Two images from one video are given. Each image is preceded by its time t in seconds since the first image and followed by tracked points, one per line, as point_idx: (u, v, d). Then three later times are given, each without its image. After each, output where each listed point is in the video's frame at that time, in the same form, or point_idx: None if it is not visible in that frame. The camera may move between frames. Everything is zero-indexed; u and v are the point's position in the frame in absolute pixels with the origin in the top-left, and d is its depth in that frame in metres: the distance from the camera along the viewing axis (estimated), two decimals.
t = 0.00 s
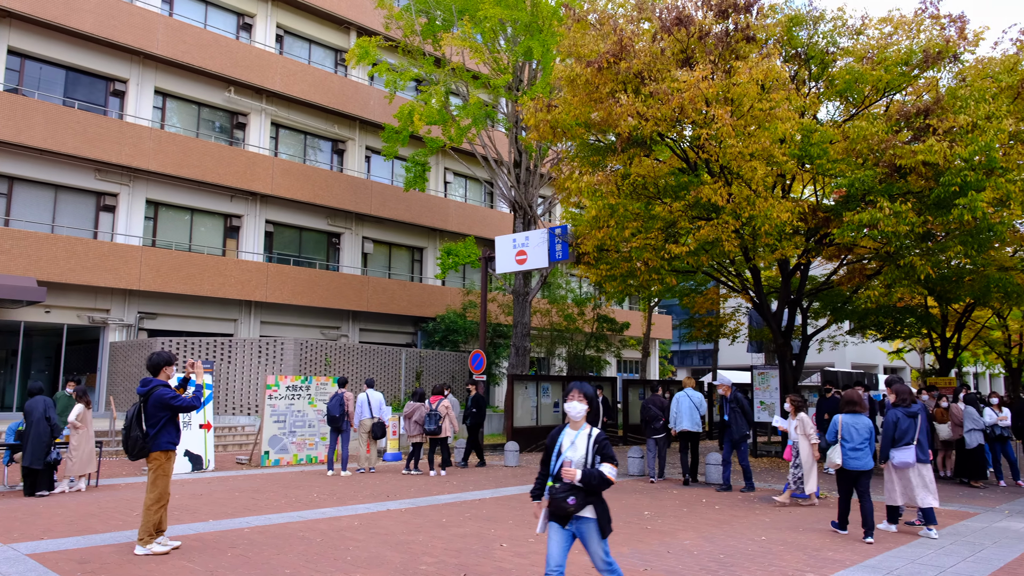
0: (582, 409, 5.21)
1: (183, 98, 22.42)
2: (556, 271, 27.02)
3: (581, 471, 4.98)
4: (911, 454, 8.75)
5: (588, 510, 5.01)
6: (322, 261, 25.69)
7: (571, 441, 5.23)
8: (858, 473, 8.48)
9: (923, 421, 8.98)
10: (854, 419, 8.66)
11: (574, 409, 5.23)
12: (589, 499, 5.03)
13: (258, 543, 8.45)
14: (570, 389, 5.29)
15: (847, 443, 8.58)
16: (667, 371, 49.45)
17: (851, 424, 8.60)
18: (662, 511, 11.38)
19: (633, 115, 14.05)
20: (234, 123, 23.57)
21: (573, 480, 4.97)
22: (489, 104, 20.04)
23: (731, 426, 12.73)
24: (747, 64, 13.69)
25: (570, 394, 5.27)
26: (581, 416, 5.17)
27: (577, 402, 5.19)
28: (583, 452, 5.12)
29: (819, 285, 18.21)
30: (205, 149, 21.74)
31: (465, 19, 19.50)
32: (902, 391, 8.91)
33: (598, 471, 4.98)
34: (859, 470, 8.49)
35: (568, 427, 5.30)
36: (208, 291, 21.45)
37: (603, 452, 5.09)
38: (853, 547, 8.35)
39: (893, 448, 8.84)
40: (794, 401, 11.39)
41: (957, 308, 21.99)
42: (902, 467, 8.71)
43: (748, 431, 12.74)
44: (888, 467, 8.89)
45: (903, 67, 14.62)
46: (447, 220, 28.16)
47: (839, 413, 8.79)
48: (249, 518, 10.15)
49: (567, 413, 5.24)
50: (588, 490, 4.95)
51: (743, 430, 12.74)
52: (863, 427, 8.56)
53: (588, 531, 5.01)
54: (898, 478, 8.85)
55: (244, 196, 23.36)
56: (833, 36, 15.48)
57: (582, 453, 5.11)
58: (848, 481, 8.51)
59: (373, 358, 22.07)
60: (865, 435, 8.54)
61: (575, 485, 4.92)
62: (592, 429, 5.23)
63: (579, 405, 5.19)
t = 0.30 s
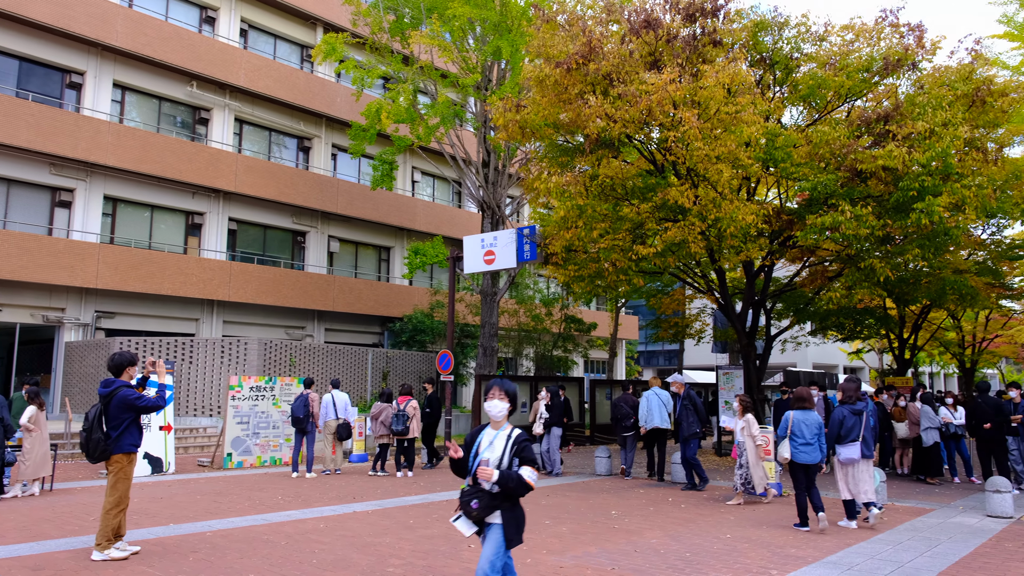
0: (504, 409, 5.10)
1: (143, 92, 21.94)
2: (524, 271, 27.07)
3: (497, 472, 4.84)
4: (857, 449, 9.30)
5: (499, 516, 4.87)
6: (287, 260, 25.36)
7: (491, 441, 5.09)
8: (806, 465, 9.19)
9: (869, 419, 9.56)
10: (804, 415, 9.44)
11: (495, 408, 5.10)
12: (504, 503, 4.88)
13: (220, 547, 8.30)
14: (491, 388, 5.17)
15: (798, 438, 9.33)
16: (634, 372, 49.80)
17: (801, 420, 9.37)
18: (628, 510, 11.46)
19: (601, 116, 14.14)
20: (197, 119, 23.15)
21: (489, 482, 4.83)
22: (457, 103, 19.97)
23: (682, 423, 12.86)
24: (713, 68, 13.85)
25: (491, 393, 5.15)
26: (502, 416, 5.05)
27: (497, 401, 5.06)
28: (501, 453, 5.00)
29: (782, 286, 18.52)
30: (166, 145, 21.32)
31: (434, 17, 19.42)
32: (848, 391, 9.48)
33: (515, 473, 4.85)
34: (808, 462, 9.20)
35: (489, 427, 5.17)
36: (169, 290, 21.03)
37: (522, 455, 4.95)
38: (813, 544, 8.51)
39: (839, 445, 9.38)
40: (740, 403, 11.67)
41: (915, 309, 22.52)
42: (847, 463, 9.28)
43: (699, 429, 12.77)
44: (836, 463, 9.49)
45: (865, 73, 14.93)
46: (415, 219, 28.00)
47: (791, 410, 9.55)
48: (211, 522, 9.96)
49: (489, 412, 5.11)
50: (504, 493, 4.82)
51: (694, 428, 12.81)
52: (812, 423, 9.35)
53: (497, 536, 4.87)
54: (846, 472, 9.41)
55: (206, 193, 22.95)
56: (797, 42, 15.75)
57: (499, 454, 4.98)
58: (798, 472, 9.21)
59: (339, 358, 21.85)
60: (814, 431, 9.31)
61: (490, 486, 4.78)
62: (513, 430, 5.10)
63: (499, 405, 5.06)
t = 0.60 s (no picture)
0: (411, 409, 4.48)
1: (103, 87, 21.36)
2: (490, 272, 27.03)
3: (402, 481, 4.24)
4: (810, 450, 9.57)
5: (407, 529, 4.28)
6: (251, 260, 24.91)
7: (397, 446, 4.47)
8: (763, 465, 9.44)
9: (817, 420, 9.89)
10: (759, 416, 9.75)
11: (401, 409, 4.48)
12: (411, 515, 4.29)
13: (181, 552, 8.07)
14: (397, 386, 4.55)
15: (754, 438, 9.59)
16: (599, 373, 50.09)
17: (756, 421, 9.69)
18: (595, 511, 11.46)
19: (569, 118, 14.15)
20: (158, 115, 22.61)
21: (394, 492, 4.22)
22: (424, 103, 19.84)
23: (640, 426, 12.72)
24: (680, 72, 13.96)
25: (397, 392, 4.54)
26: (408, 418, 4.45)
27: (405, 401, 4.46)
28: (408, 459, 4.39)
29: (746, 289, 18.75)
30: (126, 142, 20.78)
31: (401, 17, 19.25)
32: (798, 393, 9.85)
33: (424, 482, 4.25)
34: (764, 462, 9.46)
35: (396, 431, 4.55)
36: (128, 290, 20.50)
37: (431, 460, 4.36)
38: (776, 544, 8.60)
39: (793, 446, 9.72)
40: (688, 402, 11.79)
41: (874, 312, 23.01)
42: (802, 462, 9.55)
43: (655, 431, 12.71)
44: (790, 463, 9.74)
45: (827, 80, 15.23)
46: (380, 219, 27.75)
47: (745, 412, 9.84)
48: (170, 526, 9.69)
49: (393, 413, 4.48)
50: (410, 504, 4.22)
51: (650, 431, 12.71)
52: (767, 423, 9.67)
53: (403, 553, 4.27)
54: (799, 472, 9.63)
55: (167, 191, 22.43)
56: (761, 48, 15.96)
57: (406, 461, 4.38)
58: (756, 472, 9.43)
59: (303, 359, 21.52)
60: (768, 431, 9.62)
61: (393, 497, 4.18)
62: (422, 433, 4.51)
63: (406, 405, 4.47)
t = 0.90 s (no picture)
0: (299, 415, 4.14)
1: (62, 81, 20.76)
2: (458, 273, 26.91)
3: (294, 497, 3.92)
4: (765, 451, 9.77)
5: (297, 547, 3.99)
6: (215, 259, 24.44)
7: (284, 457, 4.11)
8: (721, 464, 9.72)
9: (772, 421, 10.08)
10: (718, 416, 9.94)
11: (288, 416, 4.12)
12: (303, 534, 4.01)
13: (141, 557, 7.84)
14: (283, 390, 4.18)
15: (713, 438, 9.82)
16: (566, 375, 50.26)
17: (715, 421, 9.87)
18: (563, 513, 11.45)
19: (538, 120, 14.13)
20: (120, 111, 22.06)
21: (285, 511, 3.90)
22: (392, 103, 19.67)
23: (594, 427, 12.89)
24: (648, 76, 14.04)
25: (282, 397, 4.17)
26: (297, 425, 4.11)
27: (291, 408, 4.09)
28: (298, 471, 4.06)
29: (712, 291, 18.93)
30: (86, 137, 20.22)
31: (370, 15, 19.04)
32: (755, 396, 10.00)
33: (318, 497, 3.96)
34: (723, 461, 9.75)
35: (281, 439, 4.18)
36: (87, 288, 19.94)
37: (324, 471, 4.06)
38: (742, 544, 8.68)
39: (749, 446, 9.87)
40: (638, 405, 11.70)
41: (836, 315, 23.41)
42: (757, 462, 9.75)
43: (609, 433, 12.87)
44: (746, 463, 9.98)
45: (792, 86, 15.47)
46: (348, 219, 27.46)
47: (705, 412, 10.03)
48: (130, 530, 9.41)
49: (279, 421, 4.11)
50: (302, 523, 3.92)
51: (605, 432, 12.90)
52: (725, 423, 9.88)
53: (294, 574, 4.01)
54: (754, 471, 9.91)
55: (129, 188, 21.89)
56: (728, 53, 16.12)
57: (295, 473, 4.04)
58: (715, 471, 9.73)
59: (268, 360, 21.16)
60: (727, 431, 9.85)
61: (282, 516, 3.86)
62: (312, 440, 4.18)
63: (293, 411, 4.10)
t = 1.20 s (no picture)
0: (178, 412, 3.82)
1: (20, 74, 20.15)
2: (426, 274, 26.75)
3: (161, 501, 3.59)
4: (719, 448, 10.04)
5: (158, 556, 3.65)
6: (178, 258, 23.94)
7: (157, 455, 3.80)
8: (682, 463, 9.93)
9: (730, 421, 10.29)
10: (677, 416, 10.04)
11: (166, 412, 3.80)
12: (169, 543, 3.68)
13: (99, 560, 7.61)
14: (162, 384, 3.87)
15: (672, 438, 9.96)
16: (533, 376, 50.32)
17: (675, 421, 9.97)
18: (530, 513, 11.42)
19: (507, 121, 14.09)
20: (81, 106, 21.50)
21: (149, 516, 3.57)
22: (361, 101, 19.47)
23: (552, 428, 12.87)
24: (618, 79, 14.10)
25: (161, 391, 3.87)
26: (175, 423, 3.80)
27: (173, 404, 3.79)
28: (170, 471, 3.74)
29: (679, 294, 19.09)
30: (44, 132, 19.63)
31: (338, 12, 18.81)
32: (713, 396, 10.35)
33: (190, 502, 3.61)
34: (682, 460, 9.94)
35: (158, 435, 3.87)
36: (44, 286, 19.36)
37: (198, 475, 3.72)
38: (708, 544, 8.74)
39: (705, 443, 10.12)
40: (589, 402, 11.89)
41: (800, 318, 23.78)
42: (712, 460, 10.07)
43: (568, 434, 12.91)
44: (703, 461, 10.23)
45: (759, 91, 15.67)
46: (315, 218, 27.14)
47: (665, 412, 10.12)
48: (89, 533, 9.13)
49: (158, 417, 3.79)
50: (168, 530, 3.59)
51: (563, 433, 12.92)
52: (685, 423, 9.99)
53: None
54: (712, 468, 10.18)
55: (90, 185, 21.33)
56: (697, 57, 16.28)
57: (167, 473, 3.72)
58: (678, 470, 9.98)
59: (233, 360, 20.78)
60: (686, 431, 9.98)
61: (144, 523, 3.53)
62: (190, 439, 3.85)
63: (175, 407, 3.81)
